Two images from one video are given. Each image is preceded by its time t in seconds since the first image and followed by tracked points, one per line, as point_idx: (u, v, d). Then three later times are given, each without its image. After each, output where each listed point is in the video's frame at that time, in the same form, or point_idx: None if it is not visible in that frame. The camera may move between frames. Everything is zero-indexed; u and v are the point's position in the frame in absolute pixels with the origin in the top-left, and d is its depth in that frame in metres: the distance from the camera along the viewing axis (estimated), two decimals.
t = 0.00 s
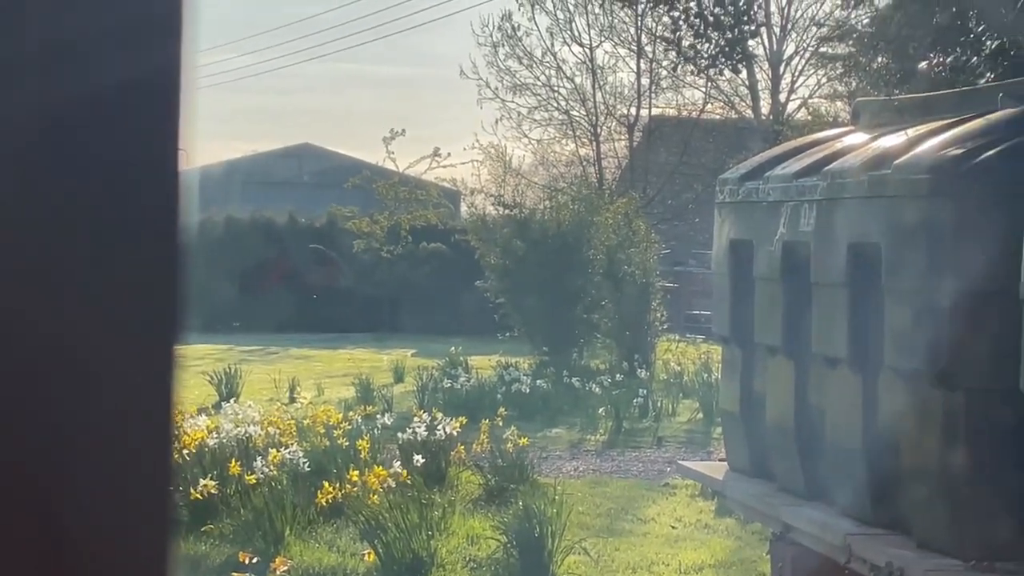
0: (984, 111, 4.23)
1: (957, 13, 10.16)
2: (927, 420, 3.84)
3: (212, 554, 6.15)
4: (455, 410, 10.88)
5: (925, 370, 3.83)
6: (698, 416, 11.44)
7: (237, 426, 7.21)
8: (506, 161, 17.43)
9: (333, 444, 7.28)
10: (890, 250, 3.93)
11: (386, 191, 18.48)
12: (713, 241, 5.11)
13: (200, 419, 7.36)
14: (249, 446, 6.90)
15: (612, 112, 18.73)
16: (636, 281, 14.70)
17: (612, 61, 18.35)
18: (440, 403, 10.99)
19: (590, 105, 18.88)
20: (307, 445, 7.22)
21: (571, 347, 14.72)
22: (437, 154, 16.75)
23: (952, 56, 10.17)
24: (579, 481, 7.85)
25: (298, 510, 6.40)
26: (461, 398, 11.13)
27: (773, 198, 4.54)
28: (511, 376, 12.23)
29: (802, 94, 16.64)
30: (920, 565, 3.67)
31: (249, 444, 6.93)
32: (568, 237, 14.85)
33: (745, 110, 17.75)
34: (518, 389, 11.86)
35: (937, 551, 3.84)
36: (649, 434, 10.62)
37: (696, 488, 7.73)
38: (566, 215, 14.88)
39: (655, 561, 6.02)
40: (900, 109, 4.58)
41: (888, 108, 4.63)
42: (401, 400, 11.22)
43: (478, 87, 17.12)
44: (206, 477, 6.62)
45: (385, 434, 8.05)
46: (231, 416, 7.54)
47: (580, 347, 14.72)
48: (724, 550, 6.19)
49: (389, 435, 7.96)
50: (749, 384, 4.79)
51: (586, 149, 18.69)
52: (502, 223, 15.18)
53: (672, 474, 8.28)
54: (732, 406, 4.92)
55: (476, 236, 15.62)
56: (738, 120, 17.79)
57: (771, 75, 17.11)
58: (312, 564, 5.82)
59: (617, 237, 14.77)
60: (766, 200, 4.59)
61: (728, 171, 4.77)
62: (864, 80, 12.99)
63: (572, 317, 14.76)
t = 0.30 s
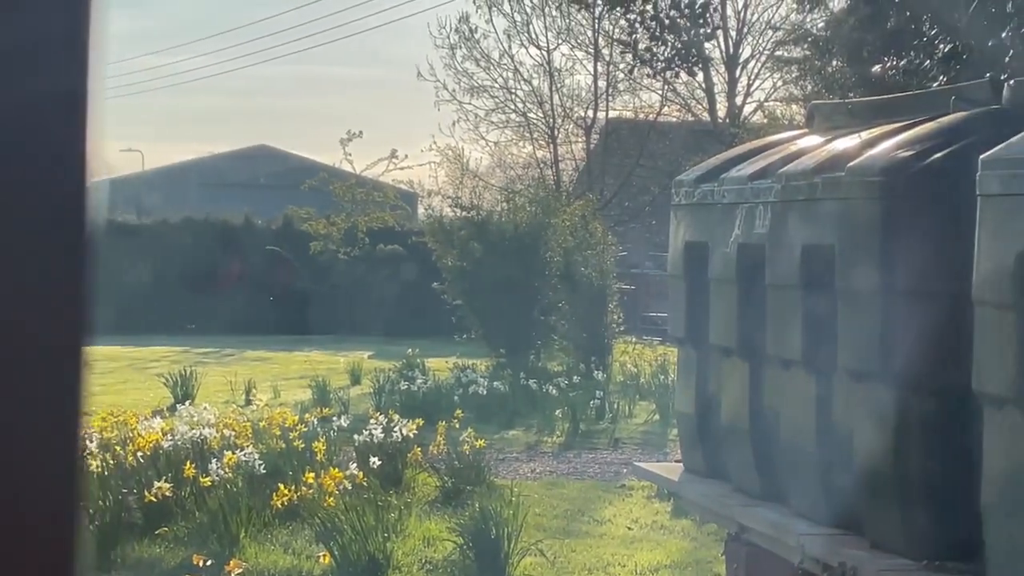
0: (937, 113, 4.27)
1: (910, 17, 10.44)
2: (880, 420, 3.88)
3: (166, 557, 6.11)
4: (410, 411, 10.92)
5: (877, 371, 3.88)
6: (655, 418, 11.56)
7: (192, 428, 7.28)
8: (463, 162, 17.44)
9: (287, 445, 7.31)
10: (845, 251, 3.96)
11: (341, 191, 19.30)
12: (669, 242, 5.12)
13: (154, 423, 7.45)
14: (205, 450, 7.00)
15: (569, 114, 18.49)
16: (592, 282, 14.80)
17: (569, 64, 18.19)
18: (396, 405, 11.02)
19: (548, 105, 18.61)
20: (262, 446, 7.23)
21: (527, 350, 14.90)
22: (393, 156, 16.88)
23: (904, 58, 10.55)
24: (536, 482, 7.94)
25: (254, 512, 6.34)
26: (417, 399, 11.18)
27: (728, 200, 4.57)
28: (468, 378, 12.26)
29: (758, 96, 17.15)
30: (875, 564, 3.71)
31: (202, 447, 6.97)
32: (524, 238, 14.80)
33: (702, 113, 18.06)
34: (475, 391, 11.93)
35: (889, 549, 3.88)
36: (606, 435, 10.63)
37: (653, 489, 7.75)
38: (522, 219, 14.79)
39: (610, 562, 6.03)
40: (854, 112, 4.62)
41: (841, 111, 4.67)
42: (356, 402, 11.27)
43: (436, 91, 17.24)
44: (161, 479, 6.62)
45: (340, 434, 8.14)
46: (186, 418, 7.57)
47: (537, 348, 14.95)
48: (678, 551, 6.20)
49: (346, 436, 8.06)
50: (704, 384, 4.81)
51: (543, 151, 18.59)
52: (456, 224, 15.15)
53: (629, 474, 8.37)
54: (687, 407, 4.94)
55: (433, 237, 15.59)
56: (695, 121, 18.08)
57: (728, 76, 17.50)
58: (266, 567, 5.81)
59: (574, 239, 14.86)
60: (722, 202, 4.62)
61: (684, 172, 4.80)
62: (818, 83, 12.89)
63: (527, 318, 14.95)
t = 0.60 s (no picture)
0: (889, 112, 4.27)
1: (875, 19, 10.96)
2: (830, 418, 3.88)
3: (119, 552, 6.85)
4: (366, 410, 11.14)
5: (828, 369, 3.88)
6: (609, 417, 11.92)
7: (143, 429, 7.82)
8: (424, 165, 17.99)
9: (241, 446, 7.80)
10: (796, 251, 3.95)
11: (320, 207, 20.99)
12: (623, 242, 5.12)
13: (106, 423, 7.98)
14: (156, 450, 7.60)
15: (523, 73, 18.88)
16: (548, 281, 16.10)
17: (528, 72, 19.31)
18: (350, 405, 11.30)
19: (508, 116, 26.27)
20: (214, 447, 7.79)
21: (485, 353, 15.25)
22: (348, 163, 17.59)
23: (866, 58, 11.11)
24: (491, 482, 8.20)
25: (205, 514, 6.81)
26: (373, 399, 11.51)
27: (681, 199, 4.57)
28: (423, 377, 12.83)
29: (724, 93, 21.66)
30: (827, 561, 3.78)
31: (154, 448, 7.62)
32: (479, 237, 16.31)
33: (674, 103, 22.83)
34: (429, 391, 12.47)
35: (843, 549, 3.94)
36: (562, 434, 10.84)
37: (606, 489, 7.90)
38: (478, 218, 16.28)
39: (566, 561, 6.02)
40: (808, 112, 4.62)
41: (796, 111, 4.67)
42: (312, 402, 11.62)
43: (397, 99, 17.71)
44: (111, 480, 7.25)
45: (293, 435, 8.60)
46: (137, 419, 8.07)
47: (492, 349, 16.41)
48: (633, 550, 6.21)
49: (300, 437, 8.55)
50: (657, 384, 4.80)
51: (498, 155, 26.76)
52: (414, 225, 16.62)
53: (582, 473, 8.55)
54: (641, 406, 4.92)
55: (389, 237, 17.17)
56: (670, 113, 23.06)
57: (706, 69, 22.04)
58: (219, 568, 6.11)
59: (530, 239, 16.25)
60: (675, 200, 4.61)
61: (637, 171, 4.80)
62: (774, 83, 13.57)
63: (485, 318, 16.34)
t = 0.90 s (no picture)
0: (841, 108, 4.29)
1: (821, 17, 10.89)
2: (784, 413, 3.89)
3: (72, 554, 6.88)
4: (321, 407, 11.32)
5: (781, 364, 3.90)
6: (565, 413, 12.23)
7: (95, 427, 7.87)
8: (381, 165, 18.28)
9: (194, 443, 7.98)
10: (750, 248, 3.96)
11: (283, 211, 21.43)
12: (577, 239, 5.13)
13: (59, 423, 8.05)
14: (108, 448, 7.64)
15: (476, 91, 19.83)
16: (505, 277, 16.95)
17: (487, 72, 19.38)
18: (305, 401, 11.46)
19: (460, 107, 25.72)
20: (167, 445, 7.99)
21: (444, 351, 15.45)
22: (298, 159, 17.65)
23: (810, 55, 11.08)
24: (449, 479, 8.61)
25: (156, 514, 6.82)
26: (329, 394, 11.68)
27: (635, 195, 4.58)
28: (379, 374, 13.19)
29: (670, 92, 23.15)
30: (780, 557, 3.76)
31: (109, 447, 7.67)
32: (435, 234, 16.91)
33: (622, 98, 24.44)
34: (384, 387, 12.80)
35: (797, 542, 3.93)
36: (518, 431, 11.23)
37: (562, 485, 8.20)
38: (434, 214, 16.93)
39: (522, 557, 6.19)
40: (762, 108, 4.64)
41: (750, 107, 4.69)
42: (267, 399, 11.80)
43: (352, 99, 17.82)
44: (64, 478, 7.28)
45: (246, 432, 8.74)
46: (90, 417, 8.22)
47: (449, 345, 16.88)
48: (589, 546, 6.41)
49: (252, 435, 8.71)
50: (611, 379, 4.81)
51: (454, 149, 26.18)
52: (370, 222, 17.12)
53: (540, 471, 9.03)
54: (595, 402, 4.93)
55: (345, 234, 17.82)
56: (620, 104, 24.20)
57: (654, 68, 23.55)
58: (171, 568, 6.04)
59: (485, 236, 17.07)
60: (629, 197, 4.62)
61: (591, 167, 4.81)
62: (729, 80, 13.41)
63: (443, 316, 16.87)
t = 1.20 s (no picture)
0: (799, 100, 4.30)
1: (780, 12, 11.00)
2: (744, 405, 3.89)
3: (28, 550, 6.79)
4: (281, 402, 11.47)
5: (740, 358, 3.90)
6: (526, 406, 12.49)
7: (54, 422, 8.00)
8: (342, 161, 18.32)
9: (154, 440, 7.94)
10: (710, 242, 3.97)
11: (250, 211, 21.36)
12: (536, 231, 5.13)
13: (19, 416, 8.20)
14: (65, 444, 7.74)
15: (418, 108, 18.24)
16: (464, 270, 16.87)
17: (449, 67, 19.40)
18: (265, 394, 11.60)
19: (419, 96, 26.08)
20: (126, 439, 8.04)
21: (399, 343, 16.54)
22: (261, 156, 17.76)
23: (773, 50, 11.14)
24: (409, 473, 8.92)
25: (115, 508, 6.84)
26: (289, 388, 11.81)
27: (595, 188, 4.58)
28: (340, 369, 13.29)
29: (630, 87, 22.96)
30: (738, 548, 3.75)
31: (67, 441, 7.76)
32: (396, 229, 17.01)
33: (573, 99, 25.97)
34: (346, 381, 12.91)
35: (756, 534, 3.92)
36: (479, 425, 11.54)
37: (522, 478, 8.63)
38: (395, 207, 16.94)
39: (481, 551, 6.52)
40: (721, 101, 4.65)
41: (708, 99, 4.70)
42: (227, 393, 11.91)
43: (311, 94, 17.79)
44: (21, 473, 7.35)
45: (206, 426, 8.82)
46: (49, 411, 8.28)
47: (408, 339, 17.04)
48: (548, 539, 6.75)
49: (212, 429, 8.78)
50: (571, 371, 4.82)
51: (415, 141, 26.36)
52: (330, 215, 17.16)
53: (499, 464, 9.31)
54: (555, 395, 4.94)
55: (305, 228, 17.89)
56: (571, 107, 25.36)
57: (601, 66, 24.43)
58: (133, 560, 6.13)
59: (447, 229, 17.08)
60: (589, 190, 4.62)
61: (551, 160, 4.81)
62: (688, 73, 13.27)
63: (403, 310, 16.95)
